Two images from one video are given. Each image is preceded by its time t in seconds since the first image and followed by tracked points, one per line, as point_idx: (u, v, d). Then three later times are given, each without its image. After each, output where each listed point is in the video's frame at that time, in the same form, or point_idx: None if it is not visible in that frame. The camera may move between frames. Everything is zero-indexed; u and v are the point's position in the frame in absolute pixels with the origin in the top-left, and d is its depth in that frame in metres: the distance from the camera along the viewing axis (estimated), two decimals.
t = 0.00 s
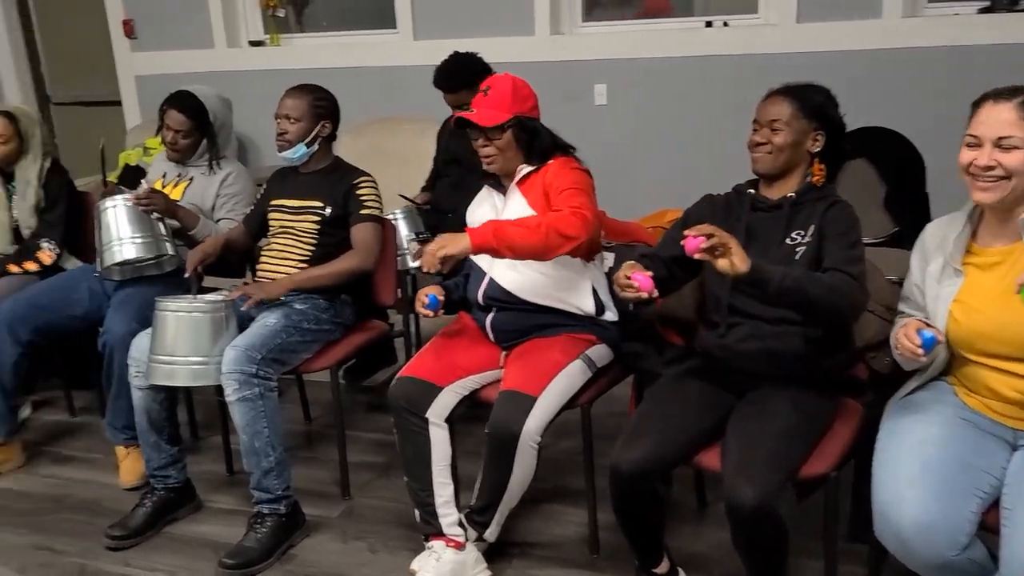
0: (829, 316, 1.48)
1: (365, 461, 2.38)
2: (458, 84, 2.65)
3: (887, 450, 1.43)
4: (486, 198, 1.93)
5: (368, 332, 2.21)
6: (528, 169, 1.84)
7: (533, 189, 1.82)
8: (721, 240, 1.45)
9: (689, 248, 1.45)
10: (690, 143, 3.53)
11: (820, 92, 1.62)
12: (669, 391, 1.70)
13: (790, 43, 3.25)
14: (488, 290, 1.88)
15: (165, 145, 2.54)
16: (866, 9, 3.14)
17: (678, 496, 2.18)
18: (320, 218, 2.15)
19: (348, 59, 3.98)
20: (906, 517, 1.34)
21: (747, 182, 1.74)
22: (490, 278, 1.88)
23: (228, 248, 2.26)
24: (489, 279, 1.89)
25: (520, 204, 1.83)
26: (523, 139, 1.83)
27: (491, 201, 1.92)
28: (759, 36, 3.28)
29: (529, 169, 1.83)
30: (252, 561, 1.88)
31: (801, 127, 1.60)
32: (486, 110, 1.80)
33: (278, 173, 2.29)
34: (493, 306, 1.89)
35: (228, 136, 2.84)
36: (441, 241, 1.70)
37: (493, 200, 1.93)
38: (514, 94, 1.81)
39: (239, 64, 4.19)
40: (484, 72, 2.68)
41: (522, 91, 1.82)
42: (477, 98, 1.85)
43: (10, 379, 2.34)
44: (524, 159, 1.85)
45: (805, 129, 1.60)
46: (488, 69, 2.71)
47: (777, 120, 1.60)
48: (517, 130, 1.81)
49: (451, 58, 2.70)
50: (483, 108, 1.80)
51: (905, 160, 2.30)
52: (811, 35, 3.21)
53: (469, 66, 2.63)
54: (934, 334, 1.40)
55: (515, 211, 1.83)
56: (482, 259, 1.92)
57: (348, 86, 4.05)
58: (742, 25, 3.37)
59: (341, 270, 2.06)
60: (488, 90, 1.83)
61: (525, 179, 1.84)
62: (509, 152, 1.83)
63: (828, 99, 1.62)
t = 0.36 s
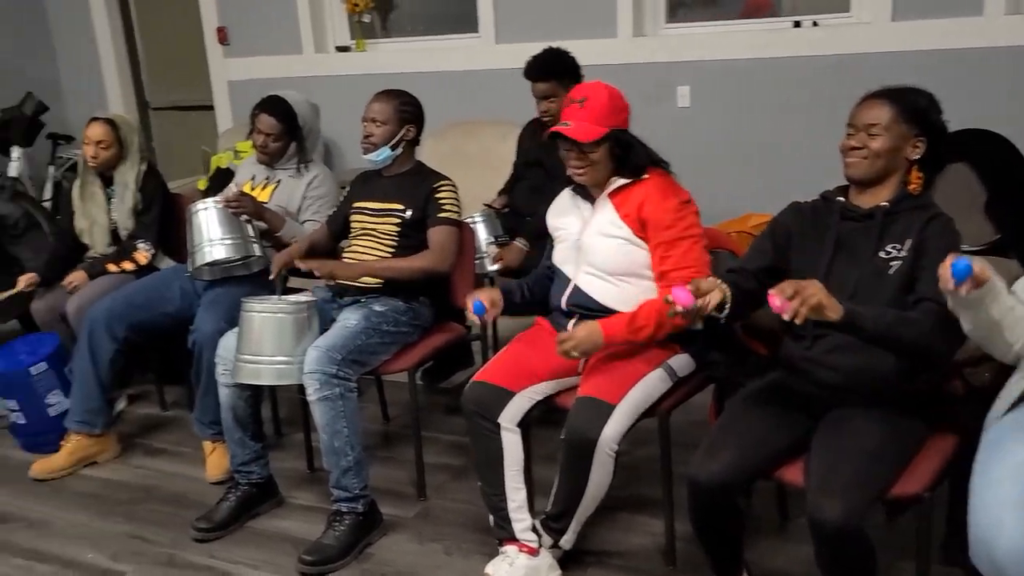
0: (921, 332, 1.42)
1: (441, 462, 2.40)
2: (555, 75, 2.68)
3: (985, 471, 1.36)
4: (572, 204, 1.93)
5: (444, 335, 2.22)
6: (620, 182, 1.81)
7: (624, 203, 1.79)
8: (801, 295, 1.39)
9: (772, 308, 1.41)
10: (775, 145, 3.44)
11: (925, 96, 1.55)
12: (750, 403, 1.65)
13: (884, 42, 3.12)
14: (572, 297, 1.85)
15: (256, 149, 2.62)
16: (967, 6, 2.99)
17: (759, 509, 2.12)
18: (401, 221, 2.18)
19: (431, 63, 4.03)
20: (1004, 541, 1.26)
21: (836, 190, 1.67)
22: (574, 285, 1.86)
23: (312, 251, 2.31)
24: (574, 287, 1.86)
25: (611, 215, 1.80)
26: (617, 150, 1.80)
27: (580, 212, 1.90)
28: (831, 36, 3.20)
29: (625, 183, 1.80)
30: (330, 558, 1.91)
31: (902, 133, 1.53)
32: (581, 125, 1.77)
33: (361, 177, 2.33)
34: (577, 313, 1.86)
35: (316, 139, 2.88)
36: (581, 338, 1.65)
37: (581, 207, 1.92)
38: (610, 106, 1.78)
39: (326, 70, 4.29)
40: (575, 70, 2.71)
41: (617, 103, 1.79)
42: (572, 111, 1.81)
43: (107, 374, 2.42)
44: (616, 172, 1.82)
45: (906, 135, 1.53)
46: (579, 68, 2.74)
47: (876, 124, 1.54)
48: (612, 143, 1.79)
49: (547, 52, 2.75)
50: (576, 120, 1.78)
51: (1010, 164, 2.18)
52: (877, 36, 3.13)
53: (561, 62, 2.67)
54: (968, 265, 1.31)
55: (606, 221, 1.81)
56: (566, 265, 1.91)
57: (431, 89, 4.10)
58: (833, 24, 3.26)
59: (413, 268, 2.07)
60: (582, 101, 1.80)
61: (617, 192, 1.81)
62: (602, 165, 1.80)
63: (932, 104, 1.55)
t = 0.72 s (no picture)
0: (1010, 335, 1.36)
1: (508, 459, 2.41)
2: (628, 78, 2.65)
3: None
4: (657, 195, 1.86)
5: (513, 332, 2.23)
6: (723, 182, 1.78)
7: (723, 203, 1.77)
8: (900, 298, 1.38)
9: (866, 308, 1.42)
10: (853, 143, 3.34)
11: (1011, 88, 1.48)
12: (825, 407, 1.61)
13: (972, 34, 3.00)
14: (651, 300, 1.82)
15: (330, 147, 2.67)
16: None
17: (832, 516, 2.06)
18: (469, 216, 2.19)
19: (502, 61, 4.05)
20: None
21: (920, 188, 1.61)
22: (656, 285, 1.82)
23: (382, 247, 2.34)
24: (654, 288, 1.82)
25: (707, 216, 1.77)
26: (725, 151, 1.77)
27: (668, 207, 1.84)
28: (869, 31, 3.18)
29: (723, 183, 1.77)
30: (397, 550, 1.94)
31: (988, 132, 1.47)
32: (705, 113, 1.73)
33: (431, 174, 2.35)
34: (653, 316, 1.83)
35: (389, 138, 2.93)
36: (699, 340, 1.70)
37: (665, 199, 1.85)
38: (732, 99, 1.75)
39: (399, 69, 4.36)
40: (644, 68, 2.65)
41: (738, 97, 1.76)
42: (692, 95, 1.76)
43: (187, 365, 2.51)
44: (717, 172, 1.79)
45: (992, 133, 1.47)
46: (648, 65, 2.67)
47: (960, 124, 1.47)
48: (721, 138, 1.77)
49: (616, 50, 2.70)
50: (697, 106, 1.73)
51: None
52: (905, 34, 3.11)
53: (628, 62, 2.61)
54: None
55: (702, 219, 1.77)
56: (646, 262, 1.85)
57: (502, 88, 4.12)
58: (917, 17, 3.15)
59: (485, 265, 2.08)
60: (708, 87, 1.75)
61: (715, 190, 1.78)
62: (707, 159, 1.77)
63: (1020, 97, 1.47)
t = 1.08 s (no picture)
0: None
1: (552, 459, 2.41)
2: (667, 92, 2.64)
3: None
4: (716, 202, 1.83)
5: (559, 332, 2.23)
6: (789, 189, 1.75)
7: (789, 210, 1.75)
8: (974, 309, 1.33)
9: (938, 315, 1.36)
10: (908, 142, 3.27)
11: None
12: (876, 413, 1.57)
13: None
14: (716, 305, 1.80)
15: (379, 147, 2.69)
16: None
17: (884, 523, 2.02)
18: (517, 216, 2.20)
19: (550, 61, 4.06)
20: None
21: (979, 188, 1.57)
22: (721, 292, 1.79)
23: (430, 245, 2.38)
24: (718, 295, 1.80)
25: (773, 224, 1.75)
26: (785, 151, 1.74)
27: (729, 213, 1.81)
28: (907, 30, 3.13)
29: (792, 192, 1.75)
30: (442, 547, 1.95)
31: None
32: (766, 112, 1.69)
33: (479, 173, 2.36)
34: (709, 321, 1.83)
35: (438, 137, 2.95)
36: (765, 329, 1.62)
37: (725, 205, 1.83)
38: (791, 99, 1.72)
39: (447, 69, 4.39)
40: (687, 75, 2.65)
41: (798, 98, 1.74)
42: (751, 93, 1.73)
43: (238, 360, 2.56)
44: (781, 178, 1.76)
45: None
46: (691, 71, 2.67)
47: None
48: (782, 136, 1.73)
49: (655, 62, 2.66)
50: (757, 106, 1.70)
51: None
52: (942, 32, 3.07)
53: (671, 74, 2.61)
54: None
55: (767, 226, 1.76)
56: (709, 271, 1.82)
57: (550, 88, 4.13)
58: (977, 13, 3.06)
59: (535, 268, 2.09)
60: (767, 86, 1.72)
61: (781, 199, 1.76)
62: (767, 158, 1.73)
63: None
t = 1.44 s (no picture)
0: None
1: (596, 458, 2.40)
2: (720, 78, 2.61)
3: None
4: (751, 202, 1.82)
5: (603, 330, 2.22)
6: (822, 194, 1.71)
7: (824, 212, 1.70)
8: None
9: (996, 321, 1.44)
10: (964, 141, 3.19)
11: None
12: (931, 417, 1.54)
13: None
14: (751, 305, 1.79)
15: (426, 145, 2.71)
16: None
17: (936, 530, 1.97)
18: (563, 215, 2.19)
19: (596, 58, 4.05)
20: None
21: None
22: (757, 293, 1.78)
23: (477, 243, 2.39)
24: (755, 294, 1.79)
25: (809, 227, 1.71)
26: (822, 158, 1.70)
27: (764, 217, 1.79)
28: (964, 27, 3.06)
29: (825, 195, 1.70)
30: (485, 543, 1.96)
31: None
32: (795, 125, 1.66)
33: (525, 171, 2.36)
34: (749, 322, 1.81)
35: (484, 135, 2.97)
36: (804, 349, 1.59)
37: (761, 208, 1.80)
38: (822, 105, 1.68)
39: (493, 67, 4.40)
40: (742, 67, 2.63)
41: (829, 103, 1.70)
42: (780, 107, 1.69)
43: (286, 354, 2.60)
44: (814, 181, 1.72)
45: None
46: (746, 64, 2.66)
47: None
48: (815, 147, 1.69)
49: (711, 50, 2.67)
50: (784, 117, 1.68)
51: None
52: (988, 30, 3.02)
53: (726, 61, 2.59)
54: None
55: (800, 228, 1.72)
56: (745, 271, 1.81)
57: (596, 85, 4.11)
58: None
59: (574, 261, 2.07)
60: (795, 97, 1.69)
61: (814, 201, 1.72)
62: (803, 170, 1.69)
63: None
